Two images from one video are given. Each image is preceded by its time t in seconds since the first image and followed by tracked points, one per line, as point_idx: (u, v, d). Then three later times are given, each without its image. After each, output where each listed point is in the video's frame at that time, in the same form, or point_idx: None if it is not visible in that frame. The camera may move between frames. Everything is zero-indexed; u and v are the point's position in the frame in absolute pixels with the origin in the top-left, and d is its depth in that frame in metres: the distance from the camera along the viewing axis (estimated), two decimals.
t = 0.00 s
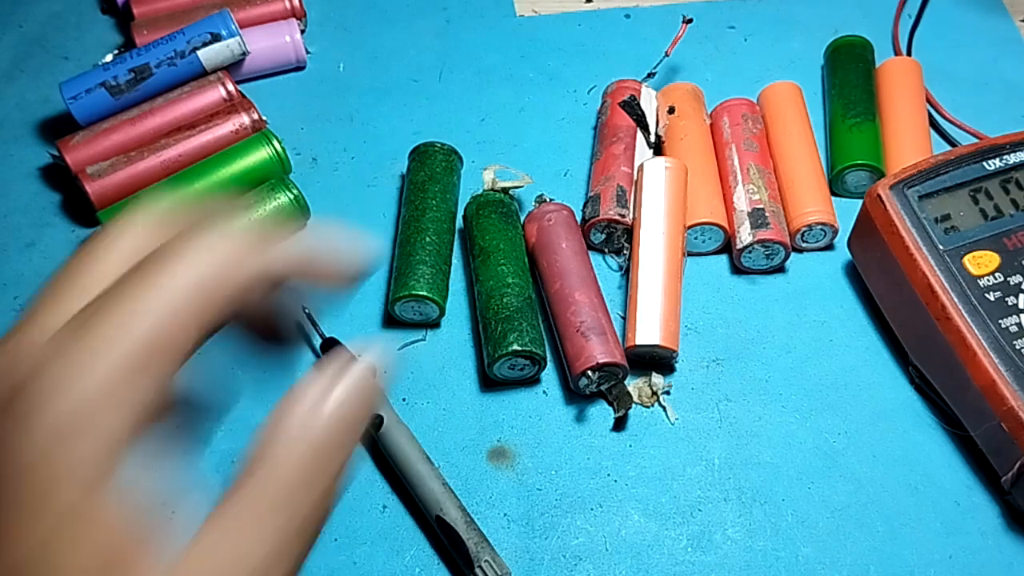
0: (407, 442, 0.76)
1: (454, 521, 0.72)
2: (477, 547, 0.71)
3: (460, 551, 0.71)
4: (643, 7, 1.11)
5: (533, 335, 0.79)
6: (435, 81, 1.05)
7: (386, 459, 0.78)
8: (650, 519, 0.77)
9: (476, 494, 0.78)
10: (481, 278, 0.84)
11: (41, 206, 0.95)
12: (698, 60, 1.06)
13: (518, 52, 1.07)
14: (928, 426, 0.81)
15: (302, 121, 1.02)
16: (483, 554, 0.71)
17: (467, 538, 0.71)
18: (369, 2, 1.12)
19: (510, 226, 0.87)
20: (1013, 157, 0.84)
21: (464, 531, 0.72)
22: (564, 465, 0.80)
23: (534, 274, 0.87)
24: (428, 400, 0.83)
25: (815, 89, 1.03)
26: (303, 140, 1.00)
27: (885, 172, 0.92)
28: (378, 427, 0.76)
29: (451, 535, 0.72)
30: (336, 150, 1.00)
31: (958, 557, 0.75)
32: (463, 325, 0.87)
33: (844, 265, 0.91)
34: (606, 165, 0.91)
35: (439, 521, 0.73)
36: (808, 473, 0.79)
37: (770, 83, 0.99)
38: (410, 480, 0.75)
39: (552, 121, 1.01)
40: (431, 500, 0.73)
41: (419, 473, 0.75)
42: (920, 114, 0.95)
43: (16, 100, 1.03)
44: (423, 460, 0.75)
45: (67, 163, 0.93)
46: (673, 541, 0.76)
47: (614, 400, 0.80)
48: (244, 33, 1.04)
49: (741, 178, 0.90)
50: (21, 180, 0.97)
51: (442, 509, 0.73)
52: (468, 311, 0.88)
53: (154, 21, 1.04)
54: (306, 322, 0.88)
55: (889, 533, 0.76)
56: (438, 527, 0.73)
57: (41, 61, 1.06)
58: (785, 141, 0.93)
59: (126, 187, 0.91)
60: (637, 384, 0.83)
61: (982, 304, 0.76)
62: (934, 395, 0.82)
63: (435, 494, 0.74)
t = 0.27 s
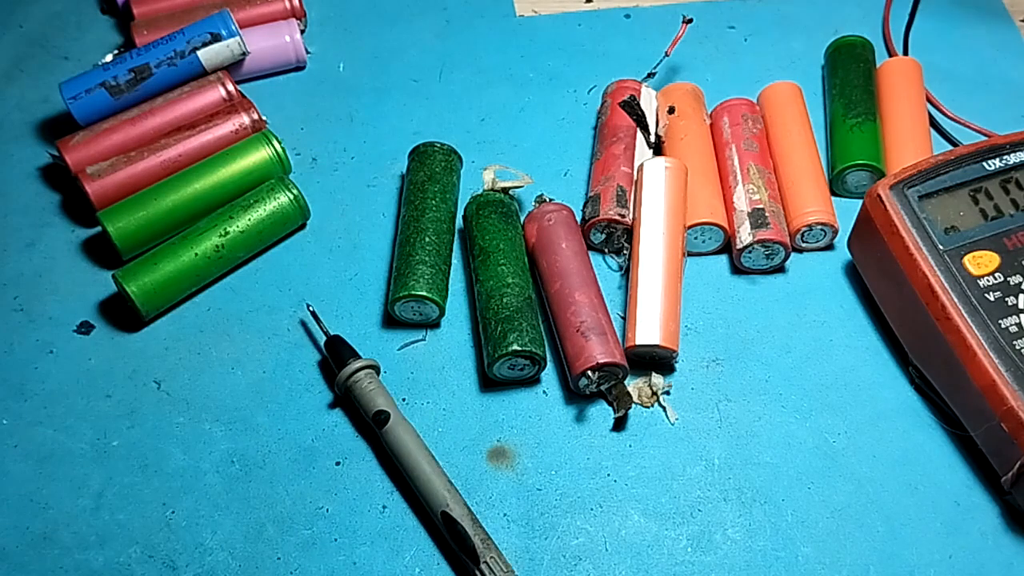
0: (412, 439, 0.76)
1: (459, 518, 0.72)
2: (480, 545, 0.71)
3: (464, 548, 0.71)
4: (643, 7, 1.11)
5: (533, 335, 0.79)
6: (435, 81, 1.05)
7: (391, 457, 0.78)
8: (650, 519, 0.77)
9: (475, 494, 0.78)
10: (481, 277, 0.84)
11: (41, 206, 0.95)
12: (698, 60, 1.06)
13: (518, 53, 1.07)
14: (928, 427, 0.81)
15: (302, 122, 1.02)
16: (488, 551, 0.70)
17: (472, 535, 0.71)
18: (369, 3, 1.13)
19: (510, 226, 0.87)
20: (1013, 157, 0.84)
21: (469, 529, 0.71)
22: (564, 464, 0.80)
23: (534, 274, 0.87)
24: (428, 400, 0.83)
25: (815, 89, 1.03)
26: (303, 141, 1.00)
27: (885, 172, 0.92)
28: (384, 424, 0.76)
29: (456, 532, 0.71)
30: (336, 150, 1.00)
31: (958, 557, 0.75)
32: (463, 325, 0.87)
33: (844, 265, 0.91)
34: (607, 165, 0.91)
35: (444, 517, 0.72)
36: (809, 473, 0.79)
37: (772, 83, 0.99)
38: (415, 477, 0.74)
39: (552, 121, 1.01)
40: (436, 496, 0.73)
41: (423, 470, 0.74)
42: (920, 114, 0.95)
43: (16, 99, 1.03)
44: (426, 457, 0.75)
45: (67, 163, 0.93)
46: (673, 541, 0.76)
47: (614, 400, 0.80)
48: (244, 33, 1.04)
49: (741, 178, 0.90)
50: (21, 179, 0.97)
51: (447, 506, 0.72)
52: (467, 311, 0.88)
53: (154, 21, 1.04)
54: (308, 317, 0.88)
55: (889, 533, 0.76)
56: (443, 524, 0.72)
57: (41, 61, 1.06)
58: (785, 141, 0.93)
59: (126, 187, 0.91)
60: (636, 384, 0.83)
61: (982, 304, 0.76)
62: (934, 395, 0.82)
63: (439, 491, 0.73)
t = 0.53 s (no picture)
0: (409, 441, 0.76)
1: (455, 520, 0.72)
2: (479, 546, 0.71)
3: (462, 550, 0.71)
4: (643, 7, 1.11)
5: (533, 335, 0.79)
6: (435, 81, 1.05)
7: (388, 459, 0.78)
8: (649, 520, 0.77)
9: (476, 493, 0.78)
10: (481, 278, 0.84)
11: (41, 206, 0.95)
12: (698, 60, 1.06)
13: (518, 53, 1.07)
14: (928, 427, 0.81)
15: (302, 122, 1.02)
16: (485, 553, 0.70)
17: (469, 537, 0.71)
18: (369, 3, 1.13)
19: (510, 226, 0.87)
20: (1013, 157, 0.84)
21: (466, 530, 0.71)
22: (563, 465, 0.80)
23: (534, 274, 0.87)
24: (428, 400, 0.83)
25: (815, 89, 1.03)
26: (303, 141, 1.00)
27: (885, 172, 0.92)
28: (381, 426, 0.76)
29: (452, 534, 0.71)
30: (336, 150, 1.00)
31: (958, 557, 0.75)
32: (463, 325, 0.87)
33: (844, 265, 0.91)
34: (607, 165, 0.91)
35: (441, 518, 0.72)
36: (808, 473, 0.79)
37: (772, 84, 0.99)
38: (411, 479, 0.74)
39: (552, 121, 1.01)
40: (431, 499, 0.73)
41: (420, 472, 0.74)
42: (921, 114, 0.95)
43: (16, 99, 1.03)
44: (423, 459, 0.75)
45: (67, 163, 0.93)
46: (672, 542, 0.76)
47: (614, 400, 0.80)
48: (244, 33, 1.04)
49: (741, 178, 0.90)
50: (21, 179, 0.97)
51: (444, 508, 0.72)
52: (467, 311, 0.88)
53: (154, 21, 1.05)
54: (305, 320, 0.88)
55: (889, 532, 0.76)
56: (439, 526, 0.72)
57: (41, 61, 1.06)
58: (785, 141, 0.93)
59: (126, 187, 0.91)
60: (637, 384, 0.83)
61: (982, 304, 0.76)
62: (934, 395, 0.82)
63: (436, 493, 0.73)
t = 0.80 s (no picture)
0: (413, 439, 0.76)
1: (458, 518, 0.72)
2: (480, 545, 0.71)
3: (465, 547, 0.71)
4: (643, 7, 1.11)
5: (533, 335, 0.79)
6: (435, 81, 1.05)
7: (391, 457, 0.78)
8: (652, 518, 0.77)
9: (476, 492, 0.78)
10: (481, 278, 0.84)
11: (41, 206, 0.95)
12: (698, 60, 1.06)
13: (518, 53, 1.07)
14: (928, 427, 0.81)
15: (302, 122, 1.02)
16: (489, 551, 0.70)
17: (472, 534, 0.71)
18: (369, 3, 1.13)
19: (510, 225, 0.87)
20: (1013, 157, 0.84)
21: (470, 528, 0.71)
22: (565, 464, 0.80)
23: (535, 274, 0.87)
24: (428, 400, 0.83)
25: (815, 89, 1.03)
26: (303, 141, 1.00)
27: (885, 172, 0.92)
28: (385, 423, 0.76)
29: (456, 531, 0.71)
30: (336, 150, 1.00)
31: (958, 557, 0.75)
32: (463, 325, 0.87)
33: (844, 265, 0.91)
34: (606, 165, 0.91)
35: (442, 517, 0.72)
36: (809, 473, 0.79)
37: (772, 84, 0.99)
38: (414, 478, 0.74)
39: (552, 121, 1.01)
40: (436, 497, 0.73)
41: (424, 469, 0.74)
42: (921, 114, 0.95)
43: (16, 99, 1.03)
44: (427, 457, 0.75)
45: (67, 163, 0.93)
46: (673, 541, 0.76)
47: (614, 400, 0.80)
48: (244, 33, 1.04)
49: (741, 178, 0.90)
50: (21, 179, 0.97)
51: (448, 505, 0.72)
52: (467, 311, 0.88)
53: (154, 21, 1.05)
54: (309, 317, 0.88)
55: (889, 532, 0.76)
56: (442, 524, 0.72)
57: (41, 61, 1.06)
58: (785, 141, 0.93)
59: (126, 187, 0.91)
60: (636, 384, 0.83)
61: (982, 304, 0.76)
62: (934, 395, 0.82)
63: (439, 492, 0.73)
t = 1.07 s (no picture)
0: (406, 443, 0.75)
1: (453, 522, 0.72)
2: (478, 547, 0.71)
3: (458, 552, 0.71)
4: (643, 7, 1.11)
5: (533, 335, 0.79)
6: (435, 81, 1.05)
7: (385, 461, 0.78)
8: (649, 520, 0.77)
9: (476, 493, 0.78)
10: (481, 278, 0.84)
11: (41, 206, 0.95)
12: (698, 60, 1.06)
13: (518, 53, 1.07)
14: (928, 427, 0.81)
15: (302, 121, 1.02)
16: (481, 555, 0.70)
17: (464, 539, 0.71)
18: (369, 3, 1.13)
19: (510, 225, 0.87)
20: (1013, 157, 0.84)
21: (464, 531, 0.71)
22: (563, 465, 0.80)
23: (534, 274, 0.87)
24: (428, 400, 0.83)
25: (815, 89, 1.03)
26: (303, 141, 1.00)
27: (885, 172, 0.92)
28: (377, 428, 0.76)
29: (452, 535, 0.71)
30: (336, 150, 1.00)
31: (958, 557, 0.75)
32: (463, 325, 0.87)
33: (844, 265, 0.91)
34: (606, 165, 0.91)
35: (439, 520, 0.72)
36: (808, 474, 0.79)
37: (772, 84, 0.99)
38: (410, 480, 0.74)
39: (552, 121, 1.01)
40: (430, 501, 0.73)
41: (417, 474, 0.74)
42: (921, 114, 0.95)
43: (16, 99, 1.03)
44: (421, 461, 0.75)
45: (67, 163, 0.93)
46: (672, 542, 0.76)
47: (614, 400, 0.80)
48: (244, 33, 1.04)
49: (741, 178, 0.90)
50: (22, 179, 0.97)
51: (440, 510, 0.72)
52: (467, 311, 0.88)
53: (154, 21, 1.05)
54: (302, 321, 0.88)
55: (889, 532, 0.76)
56: (437, 528, 0.72)
57: (41, 61, 1.06)
58: (785, 141, 0.93)
59: (126, 187, 0.91)
60: (637, 384, 0.83)
61: (982, 304, 0.76)
62: (934, 395, 0.82)
63: (434, 494, 0.73)
